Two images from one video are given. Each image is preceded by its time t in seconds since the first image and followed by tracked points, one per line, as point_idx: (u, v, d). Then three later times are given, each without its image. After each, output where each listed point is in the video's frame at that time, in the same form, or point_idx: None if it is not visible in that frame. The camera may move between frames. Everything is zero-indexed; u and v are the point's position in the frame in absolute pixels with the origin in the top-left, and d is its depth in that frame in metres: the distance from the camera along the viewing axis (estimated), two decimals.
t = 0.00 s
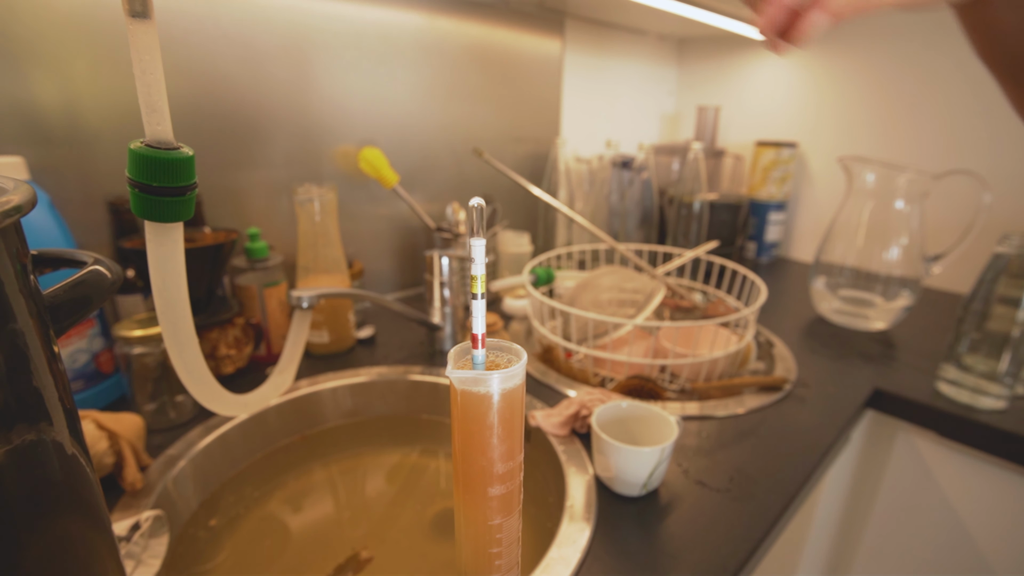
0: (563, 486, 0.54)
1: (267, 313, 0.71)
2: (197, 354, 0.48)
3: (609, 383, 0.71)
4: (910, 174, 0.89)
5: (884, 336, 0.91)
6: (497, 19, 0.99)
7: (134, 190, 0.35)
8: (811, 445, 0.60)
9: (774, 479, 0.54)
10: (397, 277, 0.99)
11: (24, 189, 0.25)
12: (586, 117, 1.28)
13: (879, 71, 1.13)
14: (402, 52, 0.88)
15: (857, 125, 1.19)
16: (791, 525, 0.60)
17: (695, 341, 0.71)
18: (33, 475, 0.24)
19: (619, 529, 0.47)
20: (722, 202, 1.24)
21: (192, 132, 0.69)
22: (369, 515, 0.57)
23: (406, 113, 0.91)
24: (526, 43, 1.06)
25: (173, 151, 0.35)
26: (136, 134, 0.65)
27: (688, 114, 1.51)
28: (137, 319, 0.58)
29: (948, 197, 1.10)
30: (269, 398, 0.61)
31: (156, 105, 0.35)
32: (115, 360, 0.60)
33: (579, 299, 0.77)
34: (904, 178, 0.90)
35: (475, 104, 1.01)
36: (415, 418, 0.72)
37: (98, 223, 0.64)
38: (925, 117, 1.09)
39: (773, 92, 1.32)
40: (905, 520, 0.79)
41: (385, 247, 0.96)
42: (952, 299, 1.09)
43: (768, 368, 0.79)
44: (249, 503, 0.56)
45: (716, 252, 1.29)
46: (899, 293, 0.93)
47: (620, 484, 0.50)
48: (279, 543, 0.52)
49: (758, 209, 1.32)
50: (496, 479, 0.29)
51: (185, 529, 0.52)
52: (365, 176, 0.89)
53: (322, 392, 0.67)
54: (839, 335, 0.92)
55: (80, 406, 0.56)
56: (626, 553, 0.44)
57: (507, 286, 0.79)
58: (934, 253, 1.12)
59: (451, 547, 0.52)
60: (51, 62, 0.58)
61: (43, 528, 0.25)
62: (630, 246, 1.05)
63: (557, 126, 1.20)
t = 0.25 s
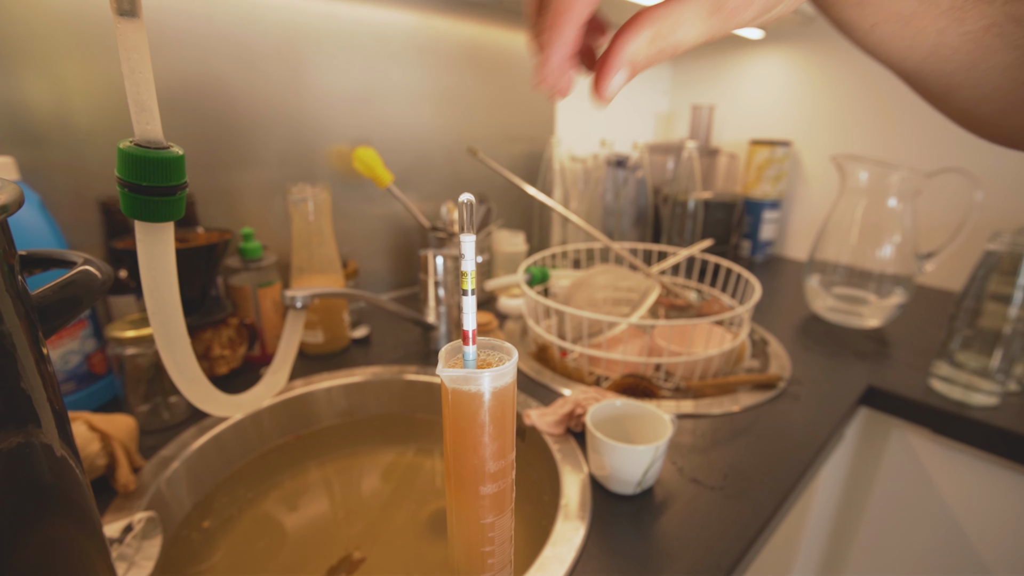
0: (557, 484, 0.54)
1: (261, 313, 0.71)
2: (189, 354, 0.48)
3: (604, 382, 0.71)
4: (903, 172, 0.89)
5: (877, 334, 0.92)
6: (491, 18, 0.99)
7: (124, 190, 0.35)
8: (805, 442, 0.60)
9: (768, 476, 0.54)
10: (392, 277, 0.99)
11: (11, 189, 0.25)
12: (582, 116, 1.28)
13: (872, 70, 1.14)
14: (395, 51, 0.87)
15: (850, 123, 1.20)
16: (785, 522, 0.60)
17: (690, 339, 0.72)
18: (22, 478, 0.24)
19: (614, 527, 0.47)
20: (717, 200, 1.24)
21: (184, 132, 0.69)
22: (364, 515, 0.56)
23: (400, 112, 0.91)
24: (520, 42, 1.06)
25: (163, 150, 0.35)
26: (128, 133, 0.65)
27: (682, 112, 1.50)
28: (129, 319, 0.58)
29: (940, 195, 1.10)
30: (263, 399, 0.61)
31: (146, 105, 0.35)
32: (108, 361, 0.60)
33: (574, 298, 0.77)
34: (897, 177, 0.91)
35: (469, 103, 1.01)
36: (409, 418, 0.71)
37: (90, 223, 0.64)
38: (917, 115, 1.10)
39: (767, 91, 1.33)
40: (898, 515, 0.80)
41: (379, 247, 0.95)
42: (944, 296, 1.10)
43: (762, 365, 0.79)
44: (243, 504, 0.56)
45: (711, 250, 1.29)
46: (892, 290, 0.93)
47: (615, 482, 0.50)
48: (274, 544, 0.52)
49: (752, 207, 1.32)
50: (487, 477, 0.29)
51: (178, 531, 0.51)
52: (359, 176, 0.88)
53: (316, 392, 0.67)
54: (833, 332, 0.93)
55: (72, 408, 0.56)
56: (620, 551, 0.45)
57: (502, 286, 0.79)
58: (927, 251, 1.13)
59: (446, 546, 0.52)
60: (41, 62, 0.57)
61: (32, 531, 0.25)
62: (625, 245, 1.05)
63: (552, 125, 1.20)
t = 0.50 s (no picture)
0: (557, 484, 0.54)
1: (260, 313, 0.71)
2: (188, 353, 0.48)
3: (604, 382, 0.71)
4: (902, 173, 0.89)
5: (876, 334, 0.92)
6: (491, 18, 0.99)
7: (123, 189, 0.34)
8: (805, 442, 0.60)
9: (767, 476, 0.54)
10: (391, 276, 0.99)
11: (10, 188, 0.24)
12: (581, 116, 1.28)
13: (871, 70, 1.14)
14: (395, 51, 0.87)
15: (849, 124, 1.20)
16: (785, 521, 0.60)
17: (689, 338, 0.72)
18: (20, 477, 0.24)
19: (613, 527, 0.47)
20: (716, 200, 1.24)
21: (183, 132, 0.68)
22: (363, 515, 0.56)
23: (400, 111, 0.91)
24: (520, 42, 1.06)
25: (162, 149, 0.35)
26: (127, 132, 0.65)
27: (682, 113, 1.49)
28: (128, 319, 0.58)
29: (939, 195, 1.11)
30: (262, 398, 0.61)
31: (145, 104, 0.35)
32: (107, 360, 0.60)
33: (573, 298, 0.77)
34: (896, 177, 0.91)
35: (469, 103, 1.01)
36: (409, 417, 0.71)
37: (90, 222, 0.64)
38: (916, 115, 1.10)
39: (766, 92, 1.33)
40: (898, 516, 0.80)
41: (379, 247, 0.95)
42: (944, 297, 1.10)
43: (761, 365, 0.79)
44: (243, 503, 0.56)
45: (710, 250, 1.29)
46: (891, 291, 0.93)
47: (614, 482, 0.50)
48: (273, 543, 0.52)
49: (752, 207, 1.32)
50: (487, 477, 0.29)
51: (177, 530, 0.51)
52: (359, 175, 0.88)
53: (315, 392, 0.67)
54: (832, 333, 0.93)
55: (71, 407, 0.56)
56: (620, 551, 0.45)
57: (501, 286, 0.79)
58: (926, 251, 1.13)
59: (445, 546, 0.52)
60: (40, 61, 0.57)
61: (31, 530, 0.25)
62: (624, 245, 1.05)
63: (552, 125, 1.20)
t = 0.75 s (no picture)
0: (556, 484, 0.54)
1: (258, 313, 0.71)
2: (186, 354, 0.48)
3: (603, 382, 0.71)
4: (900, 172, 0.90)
5: (874, 333, 0.92)
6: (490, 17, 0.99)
7: (121, 190, 0.34)
8: (803, 441, 0.60)
9: (765, 476, 0.54)
10: (390, 276, 0.99)
11: (8, 188, 0.24)
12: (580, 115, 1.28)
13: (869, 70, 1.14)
14: (394, 51, 0.87)
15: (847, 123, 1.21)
16: (783, 520, 0.60)
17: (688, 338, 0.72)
18: (18, 478, 0.24)
19: (612, 527, 0.47)
20: (715, 200, 1.24)
21: (182, 132, 0.68)
22: (362, 515, 0.56)
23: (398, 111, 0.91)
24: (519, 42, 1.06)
25: (161, 149, 0.35)
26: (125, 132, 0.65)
27: (681, 113, 1.47)
28: (127, 319, 0.58)
29: (938, 195, 1.11)
30: (260, 398, 0.61)
31: (143, 104, 0.35)
32: (105, 361, 0.60)
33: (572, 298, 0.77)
34: (895, 176, 0.91)
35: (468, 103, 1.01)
36: (407, 417, 0.71)
37: (88, 222, 0.64)
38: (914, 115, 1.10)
39: (765, 91, 1.33)
40: (896, 514, 0.80)
41: (378, 247, 0.95)
42: (942, 296, 1.10)
43: (760, 365, 0.79)
44: (241, 504, 0.56)
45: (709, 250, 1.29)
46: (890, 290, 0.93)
47: (613, 481, 0.50)
48: (272, 544, 0.52)
49: (751, 207, 1.32)
50: (485, 477, 0.29)
51: (175, 531, 0.51)
52: (358, 175, 0.88)
53: (314, 392, 0.67)
54: (830, 332, 0.93)
55: (69, 407, 0.56)
56: (619, 551, 0.45)
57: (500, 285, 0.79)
58: (924, 250, 1.13)
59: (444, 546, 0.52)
60: (38, 61, 0.57)
61: (29, 531, 0.25)
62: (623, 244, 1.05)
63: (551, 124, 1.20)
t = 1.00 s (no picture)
0: (558, 486, 0.54)
1: (261, 315, 0.71)
2: (189, 356, 0.48)
3: (604, 383, 0.71)
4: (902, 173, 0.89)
5: (876, 334, 0.92)
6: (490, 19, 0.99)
7: (126, 194, 0.35)
8: (805, 443, 0.60)
9: (767, 477, 0.54)
10: (392, 278, 0.99)
11: (14, 193, 0.25)
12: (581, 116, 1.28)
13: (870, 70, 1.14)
14: (395, 53, 0.87)
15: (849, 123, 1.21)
16: (785, 522, 0.60)
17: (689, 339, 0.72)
18: (25, 481, 0.24)
19: (614, 528, 0.47)
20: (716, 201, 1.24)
21: (184, 135, 0.69)
22: (365, 516, 0.57)
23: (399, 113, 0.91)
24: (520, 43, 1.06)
25: (165, 154, 0.35)
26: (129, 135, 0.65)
27: (682, 113, 1.48)
28: (130, 321, 0.58)
29: (940, 195, 1.11)
30: (263, 400, 0.61)
31: (147, 109, 0.35)
32: (109, 363, 0.60)
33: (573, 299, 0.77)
34: (896, 177, 0.91)
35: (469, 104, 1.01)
36: (409, 419, 0.72)
37: (91, 225, 0.64)
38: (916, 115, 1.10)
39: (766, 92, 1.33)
40: (899, 515, 0.80)
41: (379, 248, 0.96)
42: (945, 296, 1.10)
43: (762, 366, 0.79)
44: (244, 505, 0.56)
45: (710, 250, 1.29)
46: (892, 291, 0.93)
47: (614, 483, 0.50)
48: (275, 545, 0.52)
49: (752, 207, 1.32)
50: (488, 480, 0.29)
51: (179, 532, 0.51)
52: (359, 177, 0.88)
53: (316, 394, 0.67)
54: (832, 333, 0.93)
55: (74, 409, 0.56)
56: (621, 553, 0.45)
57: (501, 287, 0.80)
58: (926, 251, 1.13)
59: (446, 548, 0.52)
60: (42, 65, 0.57)
61: (35, 533, 0.25)
62: (624, 245, 1.05)
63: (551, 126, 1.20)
